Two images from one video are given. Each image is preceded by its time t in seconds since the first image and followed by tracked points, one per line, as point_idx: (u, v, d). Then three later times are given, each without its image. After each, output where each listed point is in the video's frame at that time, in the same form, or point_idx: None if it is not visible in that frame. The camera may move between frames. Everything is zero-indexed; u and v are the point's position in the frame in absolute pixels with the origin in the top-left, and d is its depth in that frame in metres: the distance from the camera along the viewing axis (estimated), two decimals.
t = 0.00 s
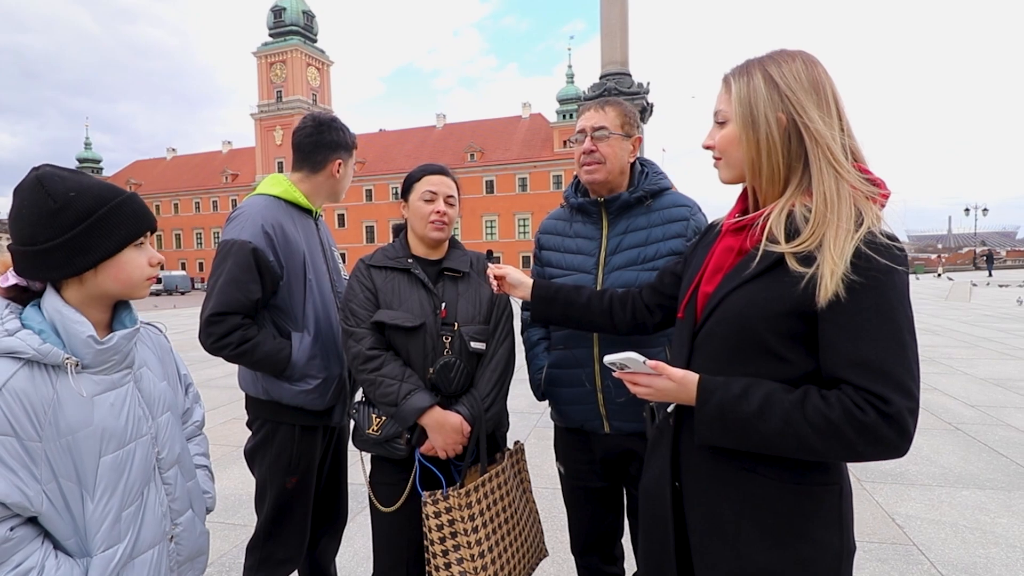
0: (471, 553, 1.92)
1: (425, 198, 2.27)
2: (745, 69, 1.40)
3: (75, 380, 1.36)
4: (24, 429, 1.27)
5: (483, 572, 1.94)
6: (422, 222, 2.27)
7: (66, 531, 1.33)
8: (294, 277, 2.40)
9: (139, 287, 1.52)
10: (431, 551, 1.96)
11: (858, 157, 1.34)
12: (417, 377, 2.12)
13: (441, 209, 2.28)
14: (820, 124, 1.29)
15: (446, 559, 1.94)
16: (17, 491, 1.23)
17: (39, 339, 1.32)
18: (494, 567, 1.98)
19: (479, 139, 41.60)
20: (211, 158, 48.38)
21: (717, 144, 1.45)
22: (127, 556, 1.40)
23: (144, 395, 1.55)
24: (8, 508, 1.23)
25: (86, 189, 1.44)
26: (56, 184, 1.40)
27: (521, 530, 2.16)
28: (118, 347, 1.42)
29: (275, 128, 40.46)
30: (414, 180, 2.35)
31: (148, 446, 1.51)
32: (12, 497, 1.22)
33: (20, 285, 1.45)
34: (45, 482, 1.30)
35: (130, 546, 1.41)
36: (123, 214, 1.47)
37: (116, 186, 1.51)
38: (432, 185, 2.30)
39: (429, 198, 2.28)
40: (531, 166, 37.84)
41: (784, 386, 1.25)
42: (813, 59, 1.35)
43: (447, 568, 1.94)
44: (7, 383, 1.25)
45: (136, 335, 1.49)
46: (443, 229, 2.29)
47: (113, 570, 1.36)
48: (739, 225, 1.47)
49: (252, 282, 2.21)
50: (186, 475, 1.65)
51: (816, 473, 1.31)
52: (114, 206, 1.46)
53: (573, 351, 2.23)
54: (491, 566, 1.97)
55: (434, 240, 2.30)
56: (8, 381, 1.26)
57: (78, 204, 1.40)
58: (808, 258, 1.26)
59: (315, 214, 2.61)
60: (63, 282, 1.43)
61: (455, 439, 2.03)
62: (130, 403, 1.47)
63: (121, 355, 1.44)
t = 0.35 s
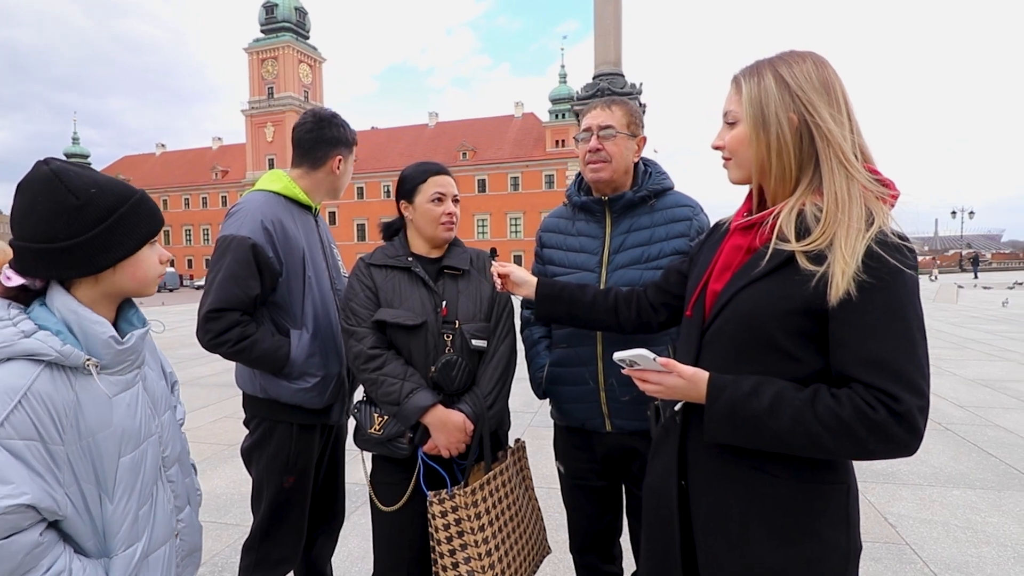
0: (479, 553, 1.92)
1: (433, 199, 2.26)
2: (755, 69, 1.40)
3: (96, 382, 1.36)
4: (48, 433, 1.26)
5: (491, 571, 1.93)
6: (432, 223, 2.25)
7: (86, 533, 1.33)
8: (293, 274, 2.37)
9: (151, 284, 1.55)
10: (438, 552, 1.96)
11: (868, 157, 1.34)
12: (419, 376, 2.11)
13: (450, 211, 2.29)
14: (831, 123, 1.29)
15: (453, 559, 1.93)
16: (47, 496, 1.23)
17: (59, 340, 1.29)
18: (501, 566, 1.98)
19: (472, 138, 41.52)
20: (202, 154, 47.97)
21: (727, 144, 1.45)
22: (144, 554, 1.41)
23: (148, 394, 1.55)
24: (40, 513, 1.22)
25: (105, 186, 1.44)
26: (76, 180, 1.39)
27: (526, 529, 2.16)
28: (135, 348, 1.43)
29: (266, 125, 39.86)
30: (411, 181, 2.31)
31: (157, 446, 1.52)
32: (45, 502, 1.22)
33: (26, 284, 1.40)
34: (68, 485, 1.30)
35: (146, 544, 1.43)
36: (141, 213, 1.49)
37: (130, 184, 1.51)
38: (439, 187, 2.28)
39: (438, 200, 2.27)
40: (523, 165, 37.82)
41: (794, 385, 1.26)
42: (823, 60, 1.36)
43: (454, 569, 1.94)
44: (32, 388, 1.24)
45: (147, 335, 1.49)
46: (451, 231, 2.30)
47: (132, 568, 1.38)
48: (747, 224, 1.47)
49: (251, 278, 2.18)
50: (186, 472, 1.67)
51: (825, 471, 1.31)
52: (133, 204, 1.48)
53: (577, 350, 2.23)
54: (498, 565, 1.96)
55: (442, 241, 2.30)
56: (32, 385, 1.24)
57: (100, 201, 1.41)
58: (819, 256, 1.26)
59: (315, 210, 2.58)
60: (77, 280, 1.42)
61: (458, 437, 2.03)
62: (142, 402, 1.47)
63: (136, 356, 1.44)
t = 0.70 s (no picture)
0: (484, 552, 1.91)
1: (435, 197, 2.24)
2: (758, 69, 1.39)
3: (91, 380, 1.33)
4: (48, 434, 1.24)
5: (496, 570, 1.93)
6: (434, 222, 2.24)
7: (93, 533, 1.31)
8: (288, 271, 2.34)
9: (144, 280, 1.52)
10: (443, 551, 1.95)
11: (871, 156, 1.34)
12: (419, 375, 2.09)
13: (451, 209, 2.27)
14: (835, 122, 1.28)
15: (458, 558, 1.93)
16: (54, 495, 1.21)
17: (51, 339, 1.27)
18: (505, 564, 1.98)
19: (465, 137, 41.45)
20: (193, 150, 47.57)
21: (729, 144, 1.44)
22: (152, 551, 1.40)
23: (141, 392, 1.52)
24: (48, 513, 1.20)
25: (99, 180, 1.42)
26: (69, 174, 1.37)
27: (525, 528, 2.15)
28: (128, 343, 1.40)
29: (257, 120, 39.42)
30: (410, 178, 2.28)
31: (154, 443, 1.49)
32: (52, 501, 1.20)
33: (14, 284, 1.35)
34: (71, 486, 1.27)
35: (154, 541, 1.41)
36: (136, 208, 1.47)
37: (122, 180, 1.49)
38: (439, 185, 2.26)
39: (439, 198, 2.25)
40: (517, 164, 37.79)
41: (798, 383, 1.25)
42: (826, 60, 1.35)
43: (460, 568, 1.94)
44: (28, 387, 1.21)
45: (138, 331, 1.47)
46: (452, 229, 2.29)
47: (144, 565, 1.36)
48: (750, 223, 1.46)
49: (245, 276, 2.15)
50: (182, 470, 1.64)
51: (827, 469, 1.30)
52: (127, 200, 1.46)
53: (576, 348, 2.21)
54: (502, 564, 1.96)
55: (442, 240, 2.29)
56: (28, 385, 1.22)
57: (95, 196, 1.38)
58: (823, 255, 1.25)
59: (310, 207, 2.55)
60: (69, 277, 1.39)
61: (460, 435, 2.01)
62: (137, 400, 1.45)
63: (128, 351, 1.41)
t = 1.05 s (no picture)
0: (481, 550, 1.91)
1: (437, 199, 2.23)
2: (756, 68, 1.39)
3: (90, 375, 1.32)
4: (45, 431, 1.23)
5: (493, 568, 1.93)
6: (434, 223, 2.23)
7: (95, 532, 1.30)
8: (283, 270, 2.32)
9: (139, 273, 1.51)
10: (440, 549, 1.95)
11: (868, 155, 1.34)
12: (417, 374, 2.08)
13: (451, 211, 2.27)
14: (833, 122, 1.29)
15: (455, 556, 1.93)
16: (50, 494, 1.20)
17: (45, 335, 1.26)
18: (503, 563, 1.97)
19: (460, 136, 41.40)
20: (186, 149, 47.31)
21: (727, 143, 1.44)
22: (155, 551, 1.38)
23: (144, 389, 1.51)
24: (45, 512, 1.19)
25: (86, 173, 1.40)
26: (54, 167, 1.35)
27: (523, 526, 2.15)
28: (126, 339, 1.38)
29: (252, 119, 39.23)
30: (405, 177, 2.27)
31: (157, 441, 1.48)
32: (49, 500, 1.19)
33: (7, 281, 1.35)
34: (70, 484, 1.26)
35: (158, 540, 1.40)
36: (126, 199, 1.45)
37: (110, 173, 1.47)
38: (439, 187, 2.25)
39: (439, 201, 2.24)
40: (511, 164, 37.78)
41: (798, 382, 1.25)
42: (823, 59, 1.35)
43: (457, 566, 1.94)
44: (22, 383, 1.21)
45: (137, 325, 1.45)
46: (450, 231, 2.30)
47: (146, 565, 1.35)
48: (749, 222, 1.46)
49: (241, 274, 2.14)
50: (190, 469, 1.63)
51: (827, 468, 1.31)
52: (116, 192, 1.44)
53: (573, 348, 2.21)
54: (500, 563, 1.96)
55: (440, 241, 2.31)
56: (23, 381, 1.21)
57: (83, 188, 1.37)
58: (822, 253, 1.26)
59: (306, 206, 2.53)
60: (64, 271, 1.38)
61: (459, 435, 2.00)
62: (138, 397, 1.43)
63: (128, 347, 1.40)
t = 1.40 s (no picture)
0: (482, 549, 1.91)
1: (432, 199, 2.22)
2: (757, 65, 1.38)
3: (102, 371, 1.34)
4: (61, 426, 1.23)
5: (494, 567, 1.93)
6: (428, 222, 2.23)
7: (111, 525, 1.30)
8: (282, 270, 2.33)
9: (147, 271, 1.52)
10: (441, 548, 1.96)
11: (866, 155, 1.34)
12: (417, 374, 2.08)
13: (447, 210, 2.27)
14: (830, 122, 1.28)
15: (456, 554, 1.93)
16: (68, 487, 1.20)
17: (58, 332, 1.27)
18: (504, 561, 1.97)
19: (461, 137, 41.41)
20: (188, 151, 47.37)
21: (726, 139, 1.44)
22: (172, 542, 1.40)
23: (154, 385, 1.53)
24: (64, 504, 1.19)
25: (94, 172, 1.40)
26: (63, 167, 1.35)
27: (524, 525, 2.15)
28: (136, 335, 1.40)
29: (253, 120, 39.46)
30: (405, 177, 2.28)
31: (169, 435, 1.50)
32: (67, 492, 1.19)
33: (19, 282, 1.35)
34: (87, 478, 1.26)
35: (172, 532, 1.41)
36: (134, 198, 1.46)
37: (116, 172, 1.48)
38: (435, 187, 2.25)
39: (435, 200, 2.23)
40: (513, 164, 37.79)
41: (796, 381, 1.25)
42: (823, 58, 1.35)
43: (458, 564, 1.94)
44: (37, 379, 1.21)
45: (145, 323, 1.47)
46: (447, 230, 2.29)
47: (163, 557, 1.36)
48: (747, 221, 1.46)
49: (240, 275, 2.14)
50: (202, 463, 1.64)
51: (825, 468, 1.30)
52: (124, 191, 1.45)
53: (573, 348, 2.21)
54: (500, 562, 1.95)
55: (438, 240, 2.30)
56: (36, 377, 1.21)
57: (92, 188, 1.37)
58: (820, 253, 1.26)
59: (306, 207, 2.53)
60: (74, 270, 1.39)
61: (459, 434, 2.01)
62: (150, 392, 1.45)
63: (138, 344, 1.42)
